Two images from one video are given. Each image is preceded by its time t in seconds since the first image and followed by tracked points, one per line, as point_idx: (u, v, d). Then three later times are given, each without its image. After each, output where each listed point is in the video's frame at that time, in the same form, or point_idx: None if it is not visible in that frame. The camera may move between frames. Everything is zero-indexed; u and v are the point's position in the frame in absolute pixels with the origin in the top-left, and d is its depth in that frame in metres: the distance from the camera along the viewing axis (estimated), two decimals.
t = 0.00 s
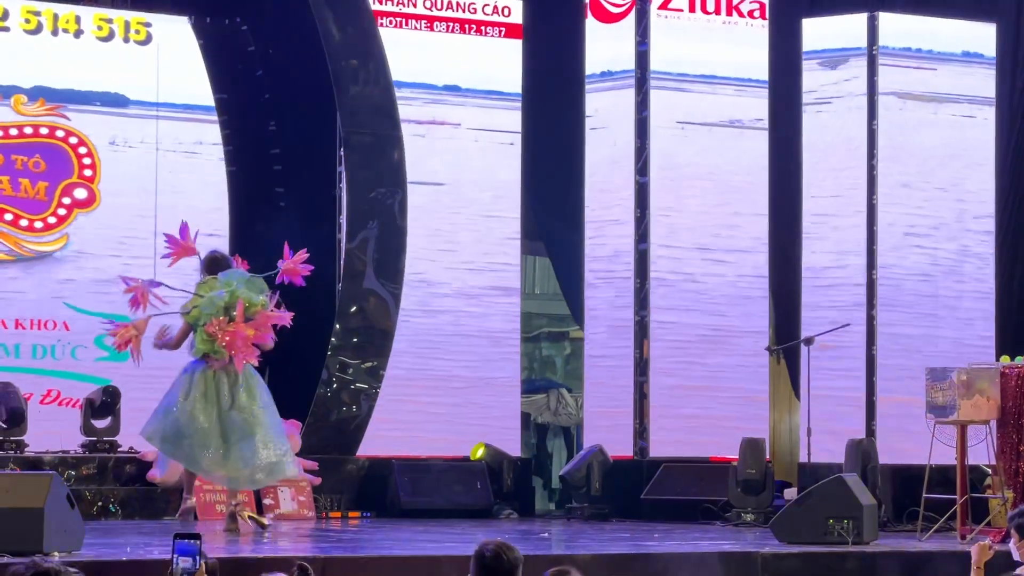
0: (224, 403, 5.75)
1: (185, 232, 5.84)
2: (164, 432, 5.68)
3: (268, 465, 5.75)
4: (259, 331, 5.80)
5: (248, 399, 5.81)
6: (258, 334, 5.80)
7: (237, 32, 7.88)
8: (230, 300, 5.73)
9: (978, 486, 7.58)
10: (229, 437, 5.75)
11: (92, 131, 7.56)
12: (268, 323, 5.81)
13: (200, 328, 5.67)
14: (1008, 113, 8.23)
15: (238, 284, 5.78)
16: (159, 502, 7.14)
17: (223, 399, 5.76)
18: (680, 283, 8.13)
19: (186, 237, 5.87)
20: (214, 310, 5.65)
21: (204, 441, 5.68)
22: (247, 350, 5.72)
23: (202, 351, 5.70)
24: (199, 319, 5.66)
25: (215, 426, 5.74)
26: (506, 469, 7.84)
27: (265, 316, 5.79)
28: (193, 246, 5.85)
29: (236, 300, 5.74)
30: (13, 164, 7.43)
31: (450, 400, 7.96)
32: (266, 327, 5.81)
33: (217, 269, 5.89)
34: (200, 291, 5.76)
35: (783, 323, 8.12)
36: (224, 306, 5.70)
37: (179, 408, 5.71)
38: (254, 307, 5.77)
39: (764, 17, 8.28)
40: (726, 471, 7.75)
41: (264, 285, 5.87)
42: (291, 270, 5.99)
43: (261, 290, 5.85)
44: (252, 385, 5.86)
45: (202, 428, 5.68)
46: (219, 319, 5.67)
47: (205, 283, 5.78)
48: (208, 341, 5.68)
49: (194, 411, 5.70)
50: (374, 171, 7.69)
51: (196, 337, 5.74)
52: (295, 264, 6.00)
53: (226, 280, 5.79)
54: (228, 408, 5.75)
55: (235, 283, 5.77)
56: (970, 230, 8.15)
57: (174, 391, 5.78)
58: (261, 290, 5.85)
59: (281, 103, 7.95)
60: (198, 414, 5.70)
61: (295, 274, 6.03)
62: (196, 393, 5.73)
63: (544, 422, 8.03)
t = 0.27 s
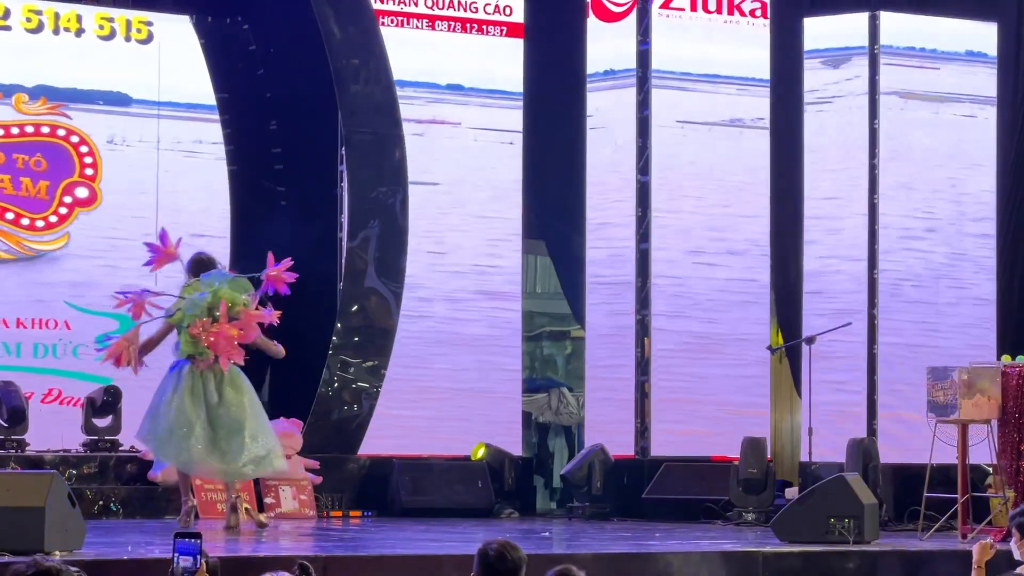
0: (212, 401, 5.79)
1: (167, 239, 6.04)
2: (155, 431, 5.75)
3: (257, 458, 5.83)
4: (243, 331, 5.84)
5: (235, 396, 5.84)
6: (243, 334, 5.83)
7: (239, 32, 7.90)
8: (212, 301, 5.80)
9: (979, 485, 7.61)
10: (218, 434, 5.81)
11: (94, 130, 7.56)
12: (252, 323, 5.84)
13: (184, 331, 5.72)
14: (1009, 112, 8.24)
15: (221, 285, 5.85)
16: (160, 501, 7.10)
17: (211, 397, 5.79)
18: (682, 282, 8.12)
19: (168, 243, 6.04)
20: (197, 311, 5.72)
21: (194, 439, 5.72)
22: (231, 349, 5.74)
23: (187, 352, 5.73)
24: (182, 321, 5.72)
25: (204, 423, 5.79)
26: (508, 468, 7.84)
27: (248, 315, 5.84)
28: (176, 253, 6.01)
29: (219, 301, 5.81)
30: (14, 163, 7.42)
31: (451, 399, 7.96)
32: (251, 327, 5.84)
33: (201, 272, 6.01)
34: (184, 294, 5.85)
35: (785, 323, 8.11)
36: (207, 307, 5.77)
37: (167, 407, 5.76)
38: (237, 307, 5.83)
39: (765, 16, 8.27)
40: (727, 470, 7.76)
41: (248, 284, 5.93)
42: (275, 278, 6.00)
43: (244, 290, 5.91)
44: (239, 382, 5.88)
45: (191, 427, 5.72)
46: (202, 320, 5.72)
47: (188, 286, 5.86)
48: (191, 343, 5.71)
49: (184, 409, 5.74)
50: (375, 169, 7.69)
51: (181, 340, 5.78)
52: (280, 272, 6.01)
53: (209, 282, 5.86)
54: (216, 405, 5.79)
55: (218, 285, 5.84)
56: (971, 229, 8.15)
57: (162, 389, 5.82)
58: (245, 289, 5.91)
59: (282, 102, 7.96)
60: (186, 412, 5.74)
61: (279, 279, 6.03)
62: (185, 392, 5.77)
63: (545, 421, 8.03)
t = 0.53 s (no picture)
0: (199, 395, 5.78)
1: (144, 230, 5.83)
2: (141, 425, 5.72)
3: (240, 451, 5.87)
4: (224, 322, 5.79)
5: (220, 388, 5.84)
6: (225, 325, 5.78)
7: (240, 32, 7.90)
8: (194, 292, 5.72)
9: (980, 485, 7.62)
10: (205, 427, 5.81)
11: (94, 130, 7.56)
12: (233, 315, 5.78)
13: (165, 322, 5.69)
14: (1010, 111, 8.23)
15: (202, 276, 5.76)
16: (160, 501, 7.07)
17: (197, 390, 5.78)
18: (683, 281, 8.12)
19: (144, 236, 5.83)
20: (178, 303, 5.65)
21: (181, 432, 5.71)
22: (212, 341, 5.73)
23: (168, 345, 5.71)
24: (163, 313, 5.67)
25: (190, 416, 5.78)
26: (508, 468, 7.85)
27: (229, 307, 5.76)
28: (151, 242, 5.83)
29: (200, 292, 5.74)
30: (15, 162, 7.43)
31: (451, 399, 7.98)
32: (232, 318, 5.79)
33: (182, 262, 5.85)
34: (165, 285, 5.76)
35: (786, 322, 8.10)
36: (187, 299, 5.70)
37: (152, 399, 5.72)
38: (217, 298, 5.75)
39: (766, 16, 8.28)
40: (727, 470, 7.77)
41: (227, 274, 5.85)
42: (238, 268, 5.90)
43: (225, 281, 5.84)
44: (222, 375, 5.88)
45: (178, 421, 5.70)
46: (183, 312, 5.67)
47: (169, 277, 5.78)
48: (173, 335, 5.69)
49: (171, 403, 5.71)
50: (376, 169, 7.67)
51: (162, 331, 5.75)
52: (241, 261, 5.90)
53: (190, 273, 5.77)
54: (203, 399, 5.78)
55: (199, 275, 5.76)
56: (971, 229, 8.15)
57: (145, 384, 5.77)
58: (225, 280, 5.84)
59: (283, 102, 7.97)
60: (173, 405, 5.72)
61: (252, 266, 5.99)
62: (170, 385, 5.74)
63: (546, 420, 8.03)
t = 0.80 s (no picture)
0: (188, 398, 5.56)
1: (140, 231, 5.86)
2: (130, 431, 5.51)
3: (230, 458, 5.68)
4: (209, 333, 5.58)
5: (209, 394, 5.62)
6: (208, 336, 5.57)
7: (240, 32, 7.90)
8: (179, 301, 5.51)
9: (981, 485, 7.63)
10: (195, 431, 5.59)
11: (95, 130, 7.56)
12: (218, 326, 5.58)
13: (149, 330, 5.49)
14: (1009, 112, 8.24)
15: (189, 284, 5.58)
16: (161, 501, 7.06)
17: (186, 395, 5.56)
18: (683, 281, 8.12)
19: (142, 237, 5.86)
20: (162, 311, 5.46)
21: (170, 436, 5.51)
22: (194, 351, 5.50)
23: (150, 352, 5.49)
24: (147, 319, 5.47)
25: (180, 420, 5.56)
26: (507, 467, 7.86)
27: (215, 318, 5.56)
28: (145, 244, 5.82)
29: (186, 301, 5.53)
30: (15, 162, 7.42)
31: (451, 398, 7.99)
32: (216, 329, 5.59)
33: (166, 270, 5.63)
34: (150, 292, 5.53)
35: (787, 322, 8.10)
36: (173, 308, 5.50)
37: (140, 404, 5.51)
38: (203, 308, 5.56)
39: (766, 16, 8.29)
40: (728, 470, 7.77)
41: (213, 284, 5.64)
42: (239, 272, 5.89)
43: (211, 290, 5.64)
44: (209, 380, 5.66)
45: (169, 426, 5.51)
46: (167, 321, 5.47)
47: (153, 285, 5.55)
48: (156, 343, 5.49)
49: (160, 406, 5.51)
50: (376, 169, 7.64)
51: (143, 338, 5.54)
52: (242, 265, 5.88)
53: (177, 280, 5.56)
54: (192, 401, 5.56)
55: (184, 283, 5.56)
56: (971, 229, 8.16)
57: (134, 388, 5.57)
58: (210, 290, 5.63)
59: (283, 101, 7.99)
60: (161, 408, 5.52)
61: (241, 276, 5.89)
62: (159, 390, 5.53)
63: (546, 421, 8.03)
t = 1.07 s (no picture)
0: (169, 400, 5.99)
1: (119, 240, 6.19)
2: (117, 436, 5.87)
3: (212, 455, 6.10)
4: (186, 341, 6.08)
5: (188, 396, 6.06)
6: (186, 344, 6.07)
7: (241, 32, 7.89)
8: (162, 310, 6.01)
9: (981, 485, 7.65)
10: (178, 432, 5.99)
11: (95, 130, 7.56)
12: (195, 335, 6.09)
13: (131, 336, 5.93)
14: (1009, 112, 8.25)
15: (169, 293, 6.08)
16: (161, 502, 7.03)
17: (167, 398, 5.98)
18: (683, 282, 8.13)
19: (119, 245, 6.21)
20: (144, 318, 5.94)
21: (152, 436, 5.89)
22: (174, 359, 5.97)
23: (130, 358, 5.92)
24: (129, 326, 5.94)
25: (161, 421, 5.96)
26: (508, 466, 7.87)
27: (193, 328, 6.08)
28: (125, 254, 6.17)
29: (167, 309, 6.00)
30: (16, 163, 7.42)
31: (452, 399, 7.99)
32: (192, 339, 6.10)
33: (146, 277, 6.13)
34: (132, 299, 6.03)
35: (787, 322, 8.10)
36: (154, 315, 5.98)
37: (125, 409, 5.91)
38: (183, 318, 6.07)
39: (766, 16, 8.28)
40: (728, 470, 7.77)
41: (194, 296, 6.20)
42: (210, 289, 6.32)
43: (190, 300, 6.17)
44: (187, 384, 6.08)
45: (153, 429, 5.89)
46: (149, 328, 5.94)
47: (138, 292, 6.07)
48: (137, 349, 5.92)
49: (142, 408, 5.91)
50: (376, 169, 7.64)
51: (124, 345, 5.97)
52: (215, 285, 6.30)
53: (159, 289, 6.07)
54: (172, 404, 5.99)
55: (166, 293, 6.07)
56: (972, 230, 8.16)
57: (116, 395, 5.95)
58: (190, 300, 6.16)
59: (284, 102, 7.99)
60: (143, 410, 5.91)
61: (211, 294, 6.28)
62: (141, 393, 5.92)
63: (546, 421, 8.02)
